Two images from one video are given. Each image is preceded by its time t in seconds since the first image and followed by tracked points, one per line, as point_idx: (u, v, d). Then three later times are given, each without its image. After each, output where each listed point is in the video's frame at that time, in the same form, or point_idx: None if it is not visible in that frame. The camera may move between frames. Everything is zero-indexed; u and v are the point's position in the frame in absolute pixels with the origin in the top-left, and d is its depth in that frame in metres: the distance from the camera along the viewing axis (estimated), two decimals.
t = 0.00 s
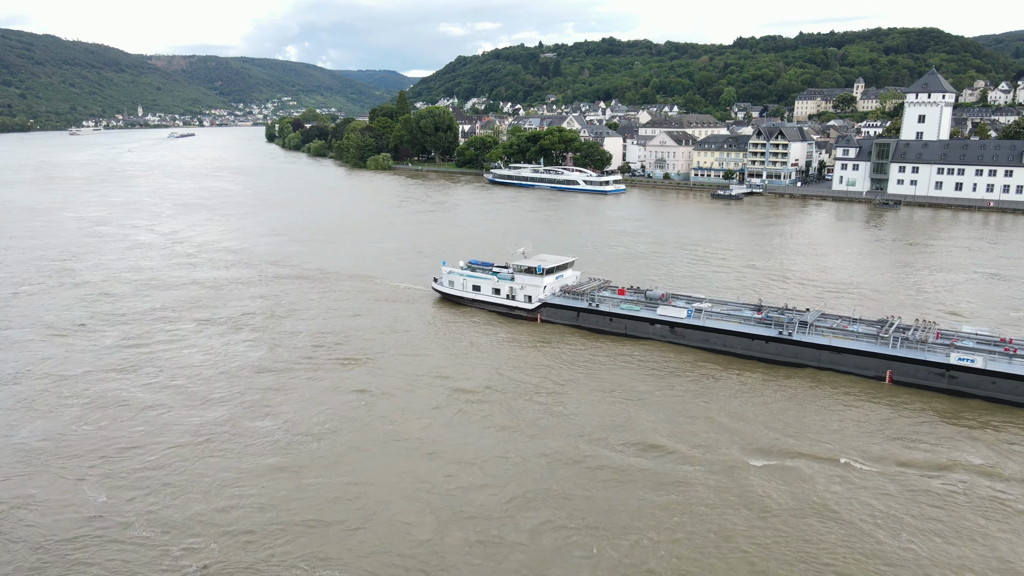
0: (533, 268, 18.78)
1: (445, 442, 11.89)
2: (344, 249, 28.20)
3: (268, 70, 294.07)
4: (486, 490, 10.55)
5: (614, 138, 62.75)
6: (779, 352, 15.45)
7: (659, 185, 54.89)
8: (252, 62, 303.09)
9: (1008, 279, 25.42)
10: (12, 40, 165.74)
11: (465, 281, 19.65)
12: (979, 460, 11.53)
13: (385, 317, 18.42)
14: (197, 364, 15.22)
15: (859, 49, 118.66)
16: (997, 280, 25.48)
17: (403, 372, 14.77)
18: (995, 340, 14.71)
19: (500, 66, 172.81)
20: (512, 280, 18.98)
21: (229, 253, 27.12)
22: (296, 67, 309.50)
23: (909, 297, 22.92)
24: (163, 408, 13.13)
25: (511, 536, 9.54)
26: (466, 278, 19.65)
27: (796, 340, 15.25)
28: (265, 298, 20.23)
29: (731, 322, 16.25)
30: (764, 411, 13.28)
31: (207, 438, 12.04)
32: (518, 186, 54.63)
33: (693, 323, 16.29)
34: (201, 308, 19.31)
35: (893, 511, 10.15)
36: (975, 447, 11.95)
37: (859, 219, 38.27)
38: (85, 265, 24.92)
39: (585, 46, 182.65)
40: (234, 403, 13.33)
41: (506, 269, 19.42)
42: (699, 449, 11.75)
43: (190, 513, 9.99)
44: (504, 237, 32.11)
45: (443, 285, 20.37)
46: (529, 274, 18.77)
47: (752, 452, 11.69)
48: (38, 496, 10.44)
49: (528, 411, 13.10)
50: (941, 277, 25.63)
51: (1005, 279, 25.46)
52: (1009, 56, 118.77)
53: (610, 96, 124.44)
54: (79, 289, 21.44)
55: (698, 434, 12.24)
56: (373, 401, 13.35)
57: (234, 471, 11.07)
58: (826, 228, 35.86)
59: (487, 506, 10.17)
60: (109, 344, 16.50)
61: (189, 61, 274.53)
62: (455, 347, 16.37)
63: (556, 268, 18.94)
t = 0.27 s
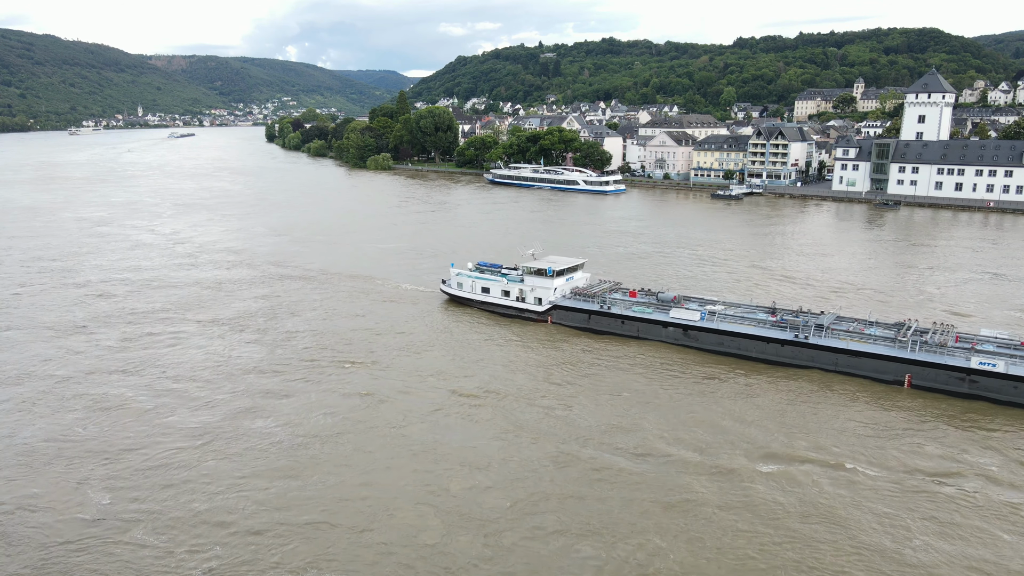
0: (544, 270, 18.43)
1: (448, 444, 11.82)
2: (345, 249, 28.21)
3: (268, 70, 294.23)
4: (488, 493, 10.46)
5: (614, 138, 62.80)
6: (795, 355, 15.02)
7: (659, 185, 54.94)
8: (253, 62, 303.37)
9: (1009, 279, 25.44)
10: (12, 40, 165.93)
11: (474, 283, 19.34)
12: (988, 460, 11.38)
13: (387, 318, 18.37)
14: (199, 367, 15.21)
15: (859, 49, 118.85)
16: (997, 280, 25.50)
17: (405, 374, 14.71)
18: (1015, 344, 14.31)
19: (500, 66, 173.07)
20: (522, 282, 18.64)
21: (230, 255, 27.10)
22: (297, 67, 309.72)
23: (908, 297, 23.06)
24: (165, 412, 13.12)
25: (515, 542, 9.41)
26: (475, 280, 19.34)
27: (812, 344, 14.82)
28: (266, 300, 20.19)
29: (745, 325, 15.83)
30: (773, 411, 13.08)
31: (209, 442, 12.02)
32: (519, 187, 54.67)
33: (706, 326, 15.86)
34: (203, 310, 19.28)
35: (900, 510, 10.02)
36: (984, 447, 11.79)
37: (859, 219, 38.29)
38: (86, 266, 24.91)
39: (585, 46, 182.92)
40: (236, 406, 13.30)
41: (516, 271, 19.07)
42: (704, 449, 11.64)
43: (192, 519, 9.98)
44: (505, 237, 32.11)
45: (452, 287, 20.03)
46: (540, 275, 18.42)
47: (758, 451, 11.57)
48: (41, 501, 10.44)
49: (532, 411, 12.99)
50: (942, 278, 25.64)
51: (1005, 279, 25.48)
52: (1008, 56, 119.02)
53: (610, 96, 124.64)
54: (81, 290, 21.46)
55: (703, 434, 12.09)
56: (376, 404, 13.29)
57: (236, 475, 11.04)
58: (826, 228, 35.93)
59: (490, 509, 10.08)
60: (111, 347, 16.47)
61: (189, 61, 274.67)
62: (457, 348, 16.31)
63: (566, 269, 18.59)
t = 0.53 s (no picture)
0: (554, 272, 18.29)
1: (455, 446, 11.76)
2: (345, 249, 28.15)
3: (268, 70, 294.03)
4: (495, 494, 10.42)
5: (614, 138, 62.74)
6: (810, 358, 14.88)
7: (659, 185, 54.87)
8: (253, 62, 303.31)
9: (1010, 280, 25.38)
10: (12, 40, 165.75)
11: (482, 285, 19.19)
12: (993, 462, 11.34)
13: (388, 319, 18.31)
14: (202, 368, 15.15)
15: (859, 49, 118.78)
16: (999, 280, 25.44)
17: (410, 375, 14.64)
18: None
19: (500, 66, 173.00)
20: (531, 284, 18.51)
21: (230, 255, 27.05)
22: (296, 67, 309.66)
23: (909, 297, 22.94)
24: (167, 413, 13.06)
25: (521, 545, 9.34)
26: (483, 281, 19.19)
27: (828, 347, 14.64)
28: (267, 301, 20.13)
29: (759, 328, 15.69)
30: (783, 413, 13.02)
31: (213, 443, 11.95)
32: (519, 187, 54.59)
33: (719, 329, 15.74)
34: (204, 311, 19.23)
35: (909, 514, 9.97)
36: (989, 449, 11.75)
37: (860, 220, 38.21)
38: (86, 267, 24.84)
39: (585, 46, 182.85)
40: (240, 406, 13.25)
41: (525, 273, 18.92)
42: (712, 451, 11.60)
43: (196, 521, 9.90)
44: (505, 237, 32.05)
45: (459, 288, 19.89)
46: (550, 277, 18.28)
47: (765, 453, 11.53)
48: (42, 503, 10.36)
49: (538, 413, 12.93)
50: (943, 278, 25.56)
51: (1007, 280, 25.41)
52: (1008, 56, 118.98)
53: (610, 96, 124.57)
54: (81, 291, 21.38)
55: (711, 437, 12.04)
56: (382, 405, 13.22)
57: (240, 476, 10.96)
58: (825, 229, 35.86)
59: (499, 511, 10.03)
60: (112, 348, 16.41)
61: (189, 61, 274.39)
62: (461, 349, 16.24)
63: (576, 271, 18.45)
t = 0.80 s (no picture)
0: (565, 274, 17.98)
1: (460, 450, 11.65)
2: (345, 250, 28.13)
3: (269, 70, 294.06)
4: (501, 500, 10.32)
5: (614, 138, 62.75)
6: (828, 362, 14.56)
7: (659, 185, 54.86)
8: (253, 62, 303.34)
9: (1011, 280, 25.36)
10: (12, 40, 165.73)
11: (491, 287, 18.89)
12: (999, 465, 11.28)
13: (390, 319, 18.27)
14: (204, 370, 15.09)
15: (859, 49, 118.82)
16: (999, 280, 25.41)
17: (414, 377, 14.54)
18: None
19: (500, 66, 173.09)
20: (541, 286, 18.22)
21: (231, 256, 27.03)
22: (297, 67, 309.74)
23: (911, 297, 22.91)
24: (170, 416, 12.98)
25: (525, 549, 9.29)
26: (492, 283, 18.88)
27: (846, 350, 14.34)
28: (268, 302, 20.11)
29: (775, 330, 15.38)
30: (791, 416, 12.89)
31: (216, 447, 11.87)
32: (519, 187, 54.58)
33: (734, 332, 15.45)
34: (206, 312, 19.20)
35: (918, 519, 9.88)
36: (995, 451, 11.69)
37: (859, 220, 38.20)
38: (87, 268, 24.82)
39: (585, 46, 182.91)
40: (242, 409, 13.18)
41: (535, 274, 18.63)
42: (719, 455, 11.49)
43: (198, 527, 9.82)
44: (505, 237, 32.03)
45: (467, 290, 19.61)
46: (560, 279, 17.97)
47: (772, 457, 11.43)
48: (43, 508, 10.30)
49: (544, 416, 12.81)
50: (945, 279, 25.53)
51: (1008, 280, 25.38)
52: (1008, 57, 119.08)
53: (610, 96, 124.64)
54: (82, 292, 21.36)
55: (718, 441, 11.93)
56: (386, 408, 13.12)
57: (243, 481, 10.88)
58: (825, 229, 35.87)
59: (504, 517, 9.93)
60: (114, 350, 16.38)
61: (189, 61, 274.41)
62: (464, 350, 16.14)
63: (587, 273, 18.14)
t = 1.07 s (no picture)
0: (576, 276, 17.83)
1: (466, 452, 11.64)
2: (347, 250, 28.11)
3: (268, 70, 293.79)
4: (508, 502, 10.30)
5: (614, 138, 62.77)
6: (845, 366, 14.42)
7: (659, 186, 54.83)
8: (252, 62, 303.22)
9: (1012, 280, 25.36)
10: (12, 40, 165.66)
11: (501, 289, 18.77)
12: (1006, 467, 11.26)
13: (393, 320, 18.26)
14: (208, 372, 15.09)
15: (859, 49, 118.85)
16: (1001, 280, 25.40)
17: (420, 378, 14.51)
18: None
19: (500, 66, 173.11)
20: (552, 288, 18.07)
21: (232, 256, 26.99)
22: (297, 67, 309.66)
23: (912, 297, 22.90)
24: (174, 418, 12.98)
25: (532, 552, 9.27)
26: (502, 286, 18.76)
27: (863, 354, 14.23)
28: (270, 303, 20.10)
29: (790, 334, 15.28)
30: (800, 419, 12.86)
31: (221, 448, 11.86)
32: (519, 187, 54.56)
33: (749, 335, 15.34)
34: (207, 313, 19.18)
35: (925, 522, 9.87)
36: (1002, 454, 11.66)
37: (860, 220, 38.18)
38: (88, 269, 24.77)
39: (585, 46, 182.91)
40: (247, 410, 13.17)
41: (546, 277, 18.50)
42: (726, 458, 11.47)
43: (204, 528, 9.81)
44: (506, 238, 32.02)
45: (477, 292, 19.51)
46: (571, 282, 17.83)
47: (779, 460, 11.41)
48: (48, 510, 10.31)
49: (550, 419, 12.79)
50: (945, 278, 25.53)
51: (1009, 280, 25.37)
52: (1008, 57, 119.16)
53: (610, 96, 124.70)
54: (84, 294, 21.32)
55: (725, 443, 11.91)
56: (391, 409, 13.10)
57: (248, 482, 10.87)
58: (825, 229, 35.87)
59: (511, 520, 9.91)
60: (116, 351, 16.37)
61: (189, 61, 274.30)
62: (468, 351, 16.13)
63: (598, 275, 17.99)
